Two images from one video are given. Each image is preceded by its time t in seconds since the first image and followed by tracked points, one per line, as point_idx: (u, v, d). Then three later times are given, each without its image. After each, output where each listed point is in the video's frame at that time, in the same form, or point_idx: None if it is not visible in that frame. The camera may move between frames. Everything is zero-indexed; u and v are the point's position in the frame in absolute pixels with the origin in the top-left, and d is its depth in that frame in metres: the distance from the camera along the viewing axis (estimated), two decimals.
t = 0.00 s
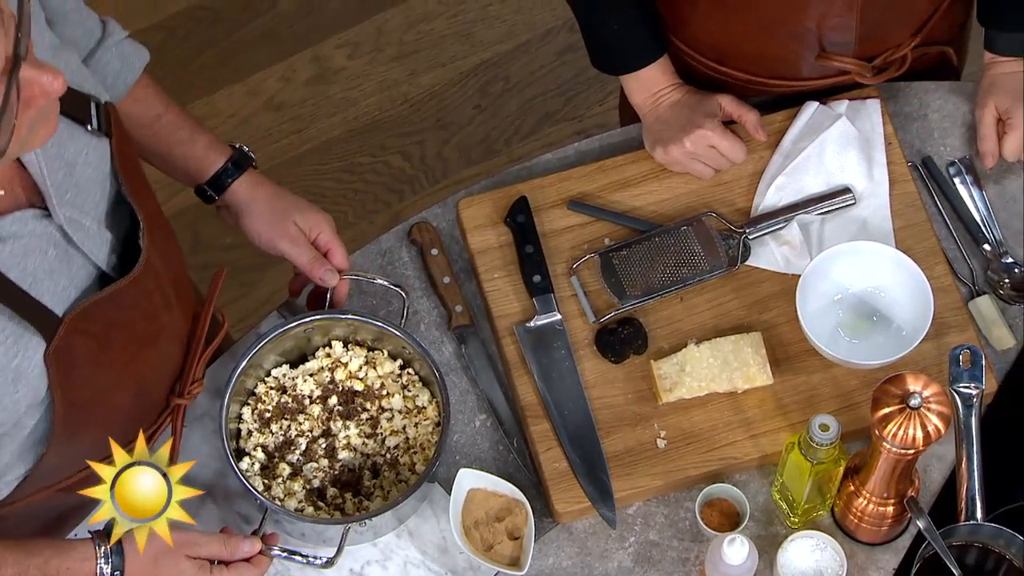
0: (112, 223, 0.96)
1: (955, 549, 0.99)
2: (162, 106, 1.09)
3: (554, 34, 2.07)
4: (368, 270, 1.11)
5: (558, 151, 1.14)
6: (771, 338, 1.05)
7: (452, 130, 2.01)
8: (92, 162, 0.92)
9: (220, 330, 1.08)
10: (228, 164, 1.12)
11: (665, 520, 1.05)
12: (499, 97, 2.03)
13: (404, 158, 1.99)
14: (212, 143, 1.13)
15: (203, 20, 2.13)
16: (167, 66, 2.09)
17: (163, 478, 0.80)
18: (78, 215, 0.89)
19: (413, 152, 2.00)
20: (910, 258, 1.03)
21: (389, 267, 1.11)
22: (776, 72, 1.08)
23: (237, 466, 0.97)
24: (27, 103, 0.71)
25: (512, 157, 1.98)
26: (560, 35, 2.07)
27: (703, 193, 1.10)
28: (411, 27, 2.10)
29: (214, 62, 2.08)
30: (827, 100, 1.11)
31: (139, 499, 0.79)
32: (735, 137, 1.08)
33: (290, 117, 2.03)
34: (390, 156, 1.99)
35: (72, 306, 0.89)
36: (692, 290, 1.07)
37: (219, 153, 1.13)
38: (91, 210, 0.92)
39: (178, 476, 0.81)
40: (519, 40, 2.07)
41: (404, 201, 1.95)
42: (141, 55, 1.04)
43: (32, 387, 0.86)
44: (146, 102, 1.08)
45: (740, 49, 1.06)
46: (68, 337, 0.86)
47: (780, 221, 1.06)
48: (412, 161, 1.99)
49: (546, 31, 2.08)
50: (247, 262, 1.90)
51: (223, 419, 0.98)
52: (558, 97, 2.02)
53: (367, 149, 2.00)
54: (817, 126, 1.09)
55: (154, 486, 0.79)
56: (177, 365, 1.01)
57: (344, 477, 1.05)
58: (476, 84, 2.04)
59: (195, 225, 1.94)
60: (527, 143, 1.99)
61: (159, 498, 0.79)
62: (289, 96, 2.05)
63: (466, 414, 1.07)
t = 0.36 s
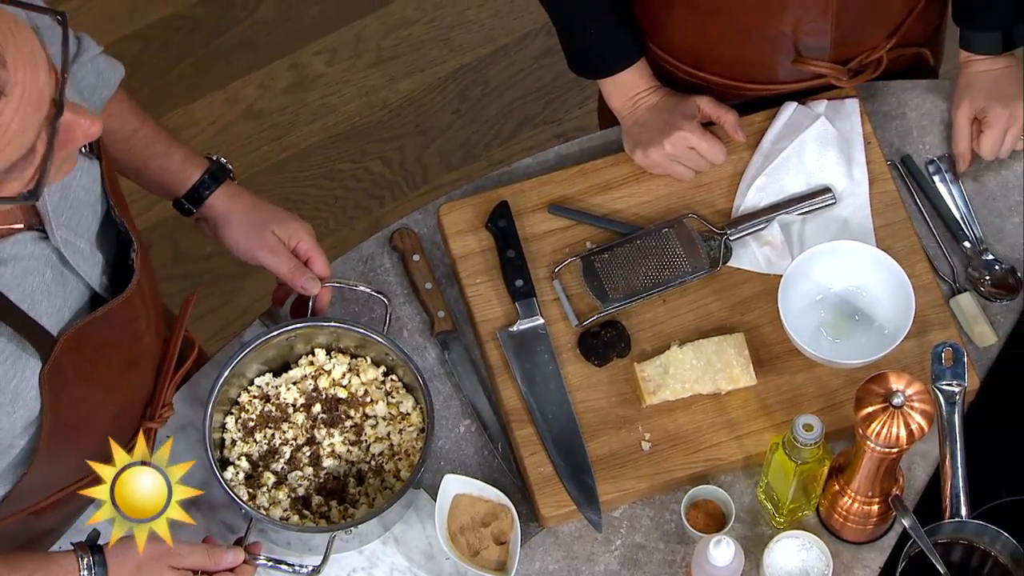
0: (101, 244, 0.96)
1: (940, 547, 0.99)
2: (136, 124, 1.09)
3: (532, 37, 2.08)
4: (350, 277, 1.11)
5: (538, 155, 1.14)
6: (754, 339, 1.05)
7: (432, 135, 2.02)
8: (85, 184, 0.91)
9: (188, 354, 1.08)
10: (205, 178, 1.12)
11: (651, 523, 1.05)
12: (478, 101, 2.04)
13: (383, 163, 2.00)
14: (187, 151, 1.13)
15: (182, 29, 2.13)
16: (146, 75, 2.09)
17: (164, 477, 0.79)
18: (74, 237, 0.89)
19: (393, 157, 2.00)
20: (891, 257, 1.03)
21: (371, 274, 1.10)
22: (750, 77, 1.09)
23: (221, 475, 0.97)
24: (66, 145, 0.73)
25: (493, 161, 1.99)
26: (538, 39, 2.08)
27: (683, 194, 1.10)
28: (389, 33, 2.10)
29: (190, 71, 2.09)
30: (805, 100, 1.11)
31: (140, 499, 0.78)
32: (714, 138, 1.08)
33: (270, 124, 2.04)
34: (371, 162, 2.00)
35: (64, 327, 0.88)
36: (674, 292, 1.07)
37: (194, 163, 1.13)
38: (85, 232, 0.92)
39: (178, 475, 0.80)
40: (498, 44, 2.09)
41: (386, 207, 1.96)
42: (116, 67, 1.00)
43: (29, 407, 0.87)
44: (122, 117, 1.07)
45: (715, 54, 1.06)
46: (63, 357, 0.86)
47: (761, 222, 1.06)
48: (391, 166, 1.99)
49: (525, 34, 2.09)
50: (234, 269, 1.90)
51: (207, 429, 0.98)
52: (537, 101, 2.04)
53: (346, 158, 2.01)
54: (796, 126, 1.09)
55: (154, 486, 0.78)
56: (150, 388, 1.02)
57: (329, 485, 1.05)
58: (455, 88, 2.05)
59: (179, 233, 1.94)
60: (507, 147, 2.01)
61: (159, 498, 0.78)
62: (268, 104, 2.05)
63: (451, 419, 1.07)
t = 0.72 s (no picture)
0: (93, 267, 0.96)
1: (926, 545, 0.98)
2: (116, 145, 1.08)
3: (511, 41, 2.10)
4: (333, 285, 1.10)
5: (519, 159, 1.14)
6: (737, 340, 1.05)
7: (412, 141, 2.02)
8: (76, 208, 0.90)
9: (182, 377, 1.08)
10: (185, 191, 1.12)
11: (637, 525, 1.05)
12: (459, 105, 2.05)
13: (365, 168, 2.00)
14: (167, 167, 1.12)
15: (160, 39, 2.13)
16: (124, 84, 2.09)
17: (163, 477, 0.86)
18: (66, 260, 0.89)
19: (373, 163, 2.01)
20: (873, 257, 1.03)
21: (352, 281, 1.10)
22: (728, 80, 1.11)
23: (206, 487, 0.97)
24: (60, 164, 0.72)
25: (475, 165, 2.00)
26: (517, 43, 2.10)
27: (664, 197, 1.10)
28: (368, 39, 2.11)
29: (168, 80, 2.09)
30: (785, 100, 1.11)
31: (140, 498, 0.85)
32: (694, 140, 1.08)
33: (250, 132, 2.04)
34: (352, 168, 2.01)
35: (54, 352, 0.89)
36: (658, 294, 1.07)
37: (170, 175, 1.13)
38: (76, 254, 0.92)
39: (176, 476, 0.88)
40: (477, 48, 2.10)
41: (368, 212, 1.97)
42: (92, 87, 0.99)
43: (22, 429, 0.86)
44: (100, 133, 1.07)
45: (693, 57, 1.08)
46: (53, 381, 0.86)
47: (742, 224, 1.06)
48: (372, 172, 2.00)
49: (503, 38, 2.10)
50: (220, 276, 1.90)
51: (192, 441, 0.98)
52: (517, 105, 2.05)
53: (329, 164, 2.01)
54: (776, 127, 1.09)
55: (153, 485, 0.85)
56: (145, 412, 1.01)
57: (316, 494, 1.05)
58: (436, 93, 2.06)
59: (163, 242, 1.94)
60: (488, 151, 2.02)
61: (159, 496, 0.85)
62: (247, 112, 2.06)
63: (436, 425, 1.07)
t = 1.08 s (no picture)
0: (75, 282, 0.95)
1: (912, 543, 0.97)
2: (117, 194, 1.09)
3: (490, 45, 2.09)
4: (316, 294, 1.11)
5: (499, 164, 1.14)
6: (720, 342, 1.05)
7: (392, 147, 2.03)
8: (57, 224, 0.90)
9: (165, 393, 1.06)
10: (183, 246, 1.12)
11: (624, 529, 1.05)
12: (439, 110, 2.05)
13: (344, 175, 2.01)
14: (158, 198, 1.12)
15: (139, 48, 2.14)
16: (104, 95, 2.10)
17: (163, 478, 0.78)
18: (45, 276, 0.89)
19: (354, 169, 2.02)
20: (855, 256, 1.03)
21: (335, 290, 1.10)
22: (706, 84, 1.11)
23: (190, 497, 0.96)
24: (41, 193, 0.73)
25: (455, 169, 2.00)
26: (496, 46, 2.09)
27: (644, 200, 1.10)
28: (347, 45, 2.12)
29: (148, 90, 2.10)
30: (764, 102, 1.12)
31: (140, 499, 0.77)
32: (675, 142, 1.08)
33: (230, 140, 2.05)
34: (331, 175, 2.01)
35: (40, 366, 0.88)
36: (641, 297, 1.07)
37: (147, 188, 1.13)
38: (57, 269, 0.91)
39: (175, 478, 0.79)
40: (455, 53, 2.10)
41: (348, 219, 1.98)
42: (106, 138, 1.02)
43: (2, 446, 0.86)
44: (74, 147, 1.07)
45: (670, 62, 1.09)
46: (38, 395, 0.85)
47: (724, 225, 1.06)
48: (353, 177, 2.01)
49: (483, 42, 2.10)
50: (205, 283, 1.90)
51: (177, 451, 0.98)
52: (496, 110, 2.05)
53: (303, 172, 2.02)
54: (756, 128, 1.09)
55: (155, 486, 0.77)
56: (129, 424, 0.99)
57: (302, 503, 1.05)
58: (416, 98, 2.07)
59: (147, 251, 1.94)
60: (468, 155, 2.02)
61: (160, 498, 0.78)
62: (226, 121, 2.07)
63: (420, 432, 1.07)
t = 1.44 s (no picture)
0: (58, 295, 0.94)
1: (899, 542, 0.97)
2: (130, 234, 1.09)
3: (470, 49, 2.10)
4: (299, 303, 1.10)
5: (481, 169, 1.14)
6: (704, 344, 1.05)
7: (374, 152, 2.03)
8: (38, 238, 0.89)
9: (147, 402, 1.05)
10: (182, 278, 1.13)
11: (611, 532, 1.04)
12: (420, 116, 2.05)
13: (326, 181, 2.01)
14: (161, 224, 1.13)
15: (118, 57, 2.14)
16: (84, 105, 2.10)
17: (162, 478, 0.80)
18: (23, 290, 0.88)
19: (336, 175, 2.01)
20: (837, 256, 1.04)
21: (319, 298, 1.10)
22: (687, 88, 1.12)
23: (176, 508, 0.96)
24: (19, 206, 0.74)
25: (437, 174, 2.00)
26: (476, 51, 2.10)
27: (626, 203, 1.10)
28: (327, 52, 2.12)
29: (128, 100, 2.10)
30: (745, 104, 1.12)
31: (140, 498, 0.79)
32: (655, 145, 1.09)
33: (212, 148, 2.05)
34: (312, 182, 2.01)
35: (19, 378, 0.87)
36: (624, 301, 1.07)
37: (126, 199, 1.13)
38: (39, 282, 0.91)
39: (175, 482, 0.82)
40: (436, 58, 2.10)
41: (330, 226, 1.97)
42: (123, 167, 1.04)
43: None
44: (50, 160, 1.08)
45: (651, 67, 1.09)
46: (17, 408, 0.84)
47: (706, 227, 1.06)
48: (335, 184, 2.00)
49: (463, 47, 2.10)
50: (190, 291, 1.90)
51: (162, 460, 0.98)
52: (477, 114, 2.05)
53: (286, 178, 2.02)
54: (736, 130, 1.09)
55: (155, 486, 0.79)
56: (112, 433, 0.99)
57: (288, 512, 1.05)
58: (397, 103, 2.07)
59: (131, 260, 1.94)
60: (450, 160, 2.02)
61: (160, 497, 0.79)
62: (207, 129, 2.07)
63: (405, 439, 1.06)
